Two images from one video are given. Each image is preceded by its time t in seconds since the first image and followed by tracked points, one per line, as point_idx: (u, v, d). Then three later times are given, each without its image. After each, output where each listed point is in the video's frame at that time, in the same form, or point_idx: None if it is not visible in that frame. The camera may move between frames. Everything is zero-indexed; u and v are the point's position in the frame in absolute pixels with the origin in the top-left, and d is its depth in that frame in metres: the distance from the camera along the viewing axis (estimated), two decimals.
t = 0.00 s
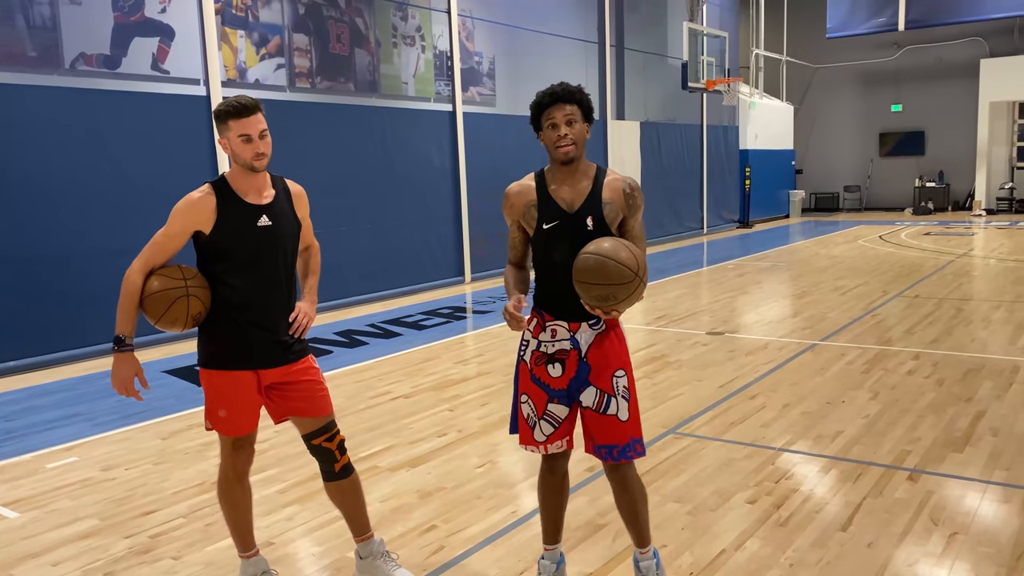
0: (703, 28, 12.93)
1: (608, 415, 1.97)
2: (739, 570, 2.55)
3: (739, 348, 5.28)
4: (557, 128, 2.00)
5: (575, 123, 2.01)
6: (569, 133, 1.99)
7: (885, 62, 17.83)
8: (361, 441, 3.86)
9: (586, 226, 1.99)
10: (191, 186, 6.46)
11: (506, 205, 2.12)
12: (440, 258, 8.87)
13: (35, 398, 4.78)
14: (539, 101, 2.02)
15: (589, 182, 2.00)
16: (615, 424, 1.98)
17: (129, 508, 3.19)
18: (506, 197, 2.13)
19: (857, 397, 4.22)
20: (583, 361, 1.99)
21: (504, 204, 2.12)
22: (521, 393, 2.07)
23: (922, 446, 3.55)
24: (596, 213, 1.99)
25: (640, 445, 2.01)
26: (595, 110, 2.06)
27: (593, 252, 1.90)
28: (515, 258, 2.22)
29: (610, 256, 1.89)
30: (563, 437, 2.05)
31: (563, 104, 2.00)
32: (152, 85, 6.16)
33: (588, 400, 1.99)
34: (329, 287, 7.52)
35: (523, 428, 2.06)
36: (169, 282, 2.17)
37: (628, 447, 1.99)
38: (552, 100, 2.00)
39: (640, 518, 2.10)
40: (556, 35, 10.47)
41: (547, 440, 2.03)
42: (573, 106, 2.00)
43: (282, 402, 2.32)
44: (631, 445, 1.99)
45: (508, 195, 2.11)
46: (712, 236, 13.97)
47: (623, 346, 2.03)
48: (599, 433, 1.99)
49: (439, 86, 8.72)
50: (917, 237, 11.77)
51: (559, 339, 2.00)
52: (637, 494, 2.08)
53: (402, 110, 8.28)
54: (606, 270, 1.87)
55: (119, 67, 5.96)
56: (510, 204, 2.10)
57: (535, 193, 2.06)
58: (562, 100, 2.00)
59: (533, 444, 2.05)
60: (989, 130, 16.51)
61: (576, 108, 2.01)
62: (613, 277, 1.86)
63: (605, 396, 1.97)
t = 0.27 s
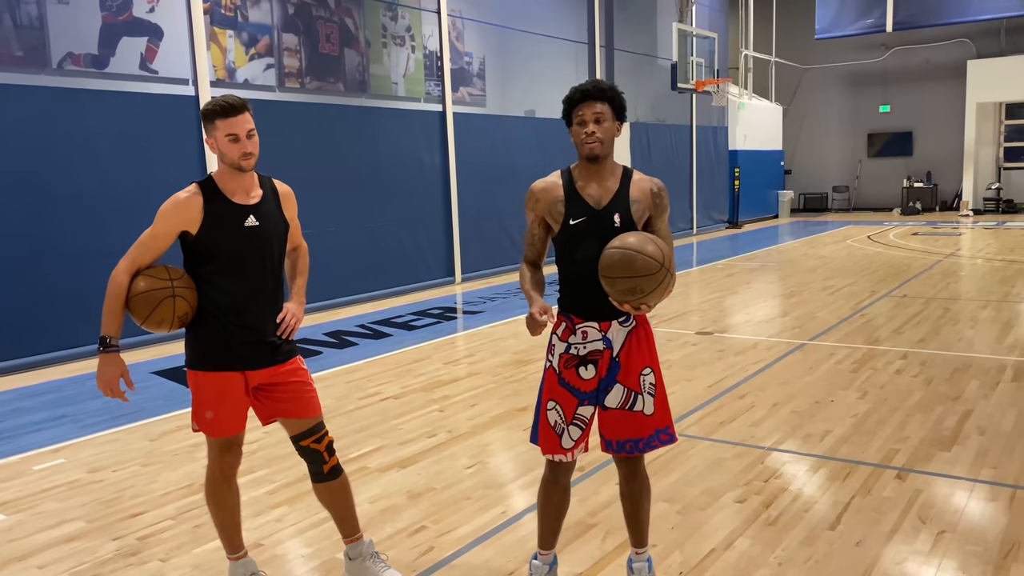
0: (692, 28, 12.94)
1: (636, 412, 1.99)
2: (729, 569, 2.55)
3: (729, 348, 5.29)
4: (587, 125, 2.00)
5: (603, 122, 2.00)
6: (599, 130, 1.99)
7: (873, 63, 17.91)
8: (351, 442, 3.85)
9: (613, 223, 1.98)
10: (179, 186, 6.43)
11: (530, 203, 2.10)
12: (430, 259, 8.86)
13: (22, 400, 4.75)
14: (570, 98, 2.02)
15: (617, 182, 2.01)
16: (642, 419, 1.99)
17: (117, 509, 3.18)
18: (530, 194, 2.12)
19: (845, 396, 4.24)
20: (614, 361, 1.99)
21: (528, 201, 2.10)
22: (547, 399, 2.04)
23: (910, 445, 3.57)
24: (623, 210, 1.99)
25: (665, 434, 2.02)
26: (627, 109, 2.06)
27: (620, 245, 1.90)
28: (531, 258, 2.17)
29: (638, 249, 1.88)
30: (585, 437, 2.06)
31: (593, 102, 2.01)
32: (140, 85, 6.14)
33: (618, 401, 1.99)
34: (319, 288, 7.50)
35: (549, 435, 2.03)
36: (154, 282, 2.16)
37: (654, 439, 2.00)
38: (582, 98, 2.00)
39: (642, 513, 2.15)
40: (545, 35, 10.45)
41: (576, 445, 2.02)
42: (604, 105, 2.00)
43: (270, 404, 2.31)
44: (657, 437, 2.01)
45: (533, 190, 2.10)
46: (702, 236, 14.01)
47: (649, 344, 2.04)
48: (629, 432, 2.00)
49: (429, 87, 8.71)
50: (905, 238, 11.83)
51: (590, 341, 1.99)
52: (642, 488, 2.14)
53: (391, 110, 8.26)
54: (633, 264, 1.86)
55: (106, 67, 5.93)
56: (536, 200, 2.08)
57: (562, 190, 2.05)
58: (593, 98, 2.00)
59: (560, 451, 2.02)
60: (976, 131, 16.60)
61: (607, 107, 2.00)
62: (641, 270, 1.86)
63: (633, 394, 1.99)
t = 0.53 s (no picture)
0: (682, 29, 12.97)
1: (650, 411, 1.98)
2: (718, 569, 2.56)
3: (719, 348, 5.30)
4: (614, 127, 1.98)
5: (632, 127, 1.98)
6: (626, 135, 1.98)
7: (862, 64, 17.99)
8: (341, 443, 3.84)
9: (623, 228, 1.98)
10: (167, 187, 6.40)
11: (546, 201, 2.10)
12: (420, 259, 8.86)
13: (9, 402, 4.72)
14: (601, 97, 1.98)
15: (633, 185, 2.00)
16: (657, 419, 1.99)
17: (105, 512, 3.16)
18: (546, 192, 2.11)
19: (835, 396, 4.25)
20: (625, 358, 1.99)
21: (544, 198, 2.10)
22: (559, 387, 2.04)
23: (900, 444, 3.58)
24: (635, 216, 1.99)
25: (684, 437, 2.01)
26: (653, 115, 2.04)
27: (643, 252, 1.92)
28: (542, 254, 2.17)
29: (659, 258, 1.91)
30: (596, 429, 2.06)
31: (623, 105, 1.98)
32: (128, 85, 6.11)
33: (628, 398, 1.99)
34: (309, 288, 7.49)
35: (561, 424, 2.03)
36: (143, 283, 2.15)
37: (675, 440, 1.99)
38: (613, 100, 1.97)
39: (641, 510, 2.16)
40: (534, 35, 10.45)
41: (588, 433, 2.02)
42: (634, 109, 1.98)
43: (259, 405, 2.30)
44: (676, 438, 2.00)
45: (550, 186, 2.09)
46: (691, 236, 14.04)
47: (663, 342, 2.02)
48: (643, 431, 1.99)
49: (419, 87, 8.70)
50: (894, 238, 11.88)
51: (600, 337, 1.99)
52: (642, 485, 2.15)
53: (381, 110, 8.25)
54: (655, 270, 1.88)
55: (94, 67, 5.90)
56: (552, 195, 2.08)
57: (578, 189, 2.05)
58: (625, 101, 1.97)
59: (572, 440, 2.02)
60: (965, 132, 16.69)
61: (637, 112, 1.99)
62: (663, 278, 1.88)
63: (646, 393, 1.99)
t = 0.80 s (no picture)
0: (674, 29, 12.99)
1: (647, 412, 1.99)
2: (711, 569, 2.56)
3: (711, 348, 5.31)
4: (619, 127, 1.97)
5: (636, 128, 1.97)
6: (631, 136, 1.97)
7: (853, 64, 18.05)
8: (333, 444, 3.83)
9: (624, 229, 1.97)
10: (157, 187, 6.37)
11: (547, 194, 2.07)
12: (412, 259, 8.85)
13: None
14: (604, 97, 1.98)
15: (635, 186, 1.99)
16: (655, 420, 1.99)
17: (95, 514, 3.14)
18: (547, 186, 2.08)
19: (827, 395, 4.26)
20: (625, 359, 1.99)
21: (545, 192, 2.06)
22: (575, 387, 2.01)
23: (891, 443, 3.60)
24: (636, 217, 1.97)
25: (679, 438, 2.03)
26: (657, 119, 2.04)
27: (645, 255, 1.92)
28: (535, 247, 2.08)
29: (661, 261, 1.91)
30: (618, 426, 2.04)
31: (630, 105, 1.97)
32: (118, 85, 6.08)
33: (626, 399, 2.00)
34: (300, 289, 7.47)
35: (583, 424, 2.00)
36: (133, 284, 2.14)
37: (671, 442, 2.01)
38: (619, 100, 1.96)
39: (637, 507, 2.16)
40: (526, 35, 10.45)
41: (611, 432, 2.00)
42: (640, 111, 1.97)
43: (251, 406, 2.30)
44: (671, 440, 2.01)
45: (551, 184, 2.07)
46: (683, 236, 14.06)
47: (661, 342, 2.03)
48: (640, 432, 2.00)
49: (411, 87, 8.69)
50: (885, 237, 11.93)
51: (601, 337, 1.99)
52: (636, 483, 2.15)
53: (373, 110, 8.23)
54: (657, 275, 1.89)
55: (84, 67, 5.88)
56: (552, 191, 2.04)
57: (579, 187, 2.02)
58: (630, 101, 1.96)
59: (597, 439, 2.00)
60: (955, 132, 16.76)
61: (642, 113, 1.98)
62: (664, 282, 1.89)
63: (643, 394, 1.99)
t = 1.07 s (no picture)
0: (669, 30, 13.00)
1: (644, 412, 1.98)
2: (706, 568, 2.56)
3: (706, 348, 5.32)
4: (615, 125, 1.97)
5: (632, 126, 1.98)
6: (627, 134, 1.97)
7: (847, 65, 18.10)
8: (328, 445, 3.82)
9: (626, 226, 1.99)
10: (151, 188, 6.35)
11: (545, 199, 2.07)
12: (407, 260, 8.84)
13: None
14: (600, 96, 1.97)
15: (635, 184, 2.00)
16: (652, 421, 1.99)
17: (88, 515, 3.13)
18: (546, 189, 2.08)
19: (822, 395, 4.27)
20: (623, 358, 1.99)
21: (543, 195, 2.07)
22: (568, 385, 2.00)
23: (886, 443, 3.60)
24: (637, 214, 1.99)
25: (675, 439, 2.02)
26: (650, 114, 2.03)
27: (644, 249, 1.93)
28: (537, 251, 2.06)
29: (659, 254, 1.92)
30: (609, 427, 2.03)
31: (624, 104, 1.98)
32: (112, 85, 6.06)
33: (623, 399, 1.99)
34: (295, 290, 7.46)
35: (573, 422, 1.98)
36: (127, 285, 2.13)
37: (665, 442, 2.00)
38: (614, 98, 1.96)
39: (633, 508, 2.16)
40: (521, 36, 10.44)
41: (600, 430, 1.99)
42: (634, 108, 1.98)
43: (246, 407, 2.29)
44: (667, 441, 2.00)
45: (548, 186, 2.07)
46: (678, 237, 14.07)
47: (659, 344, 2.03)
48: (636, 432, 1.99)
49: (406, 87, 8.68)
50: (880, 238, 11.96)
51: (599, 336, 1.98)
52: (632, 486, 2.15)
53: (368, 110, 8.22)
54: (654, 267, 1.89)
55: (77, 67, 5.86)
56: (552, 193, 2.05)
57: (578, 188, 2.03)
58: (626, 101, 1.96)
59: (587, 438, 1.98)
60: (949, 132, 16.81)
61: (637, 112, 1.99)
62: (662, 275, 1.90)
63: (641, 394, 1.99)
